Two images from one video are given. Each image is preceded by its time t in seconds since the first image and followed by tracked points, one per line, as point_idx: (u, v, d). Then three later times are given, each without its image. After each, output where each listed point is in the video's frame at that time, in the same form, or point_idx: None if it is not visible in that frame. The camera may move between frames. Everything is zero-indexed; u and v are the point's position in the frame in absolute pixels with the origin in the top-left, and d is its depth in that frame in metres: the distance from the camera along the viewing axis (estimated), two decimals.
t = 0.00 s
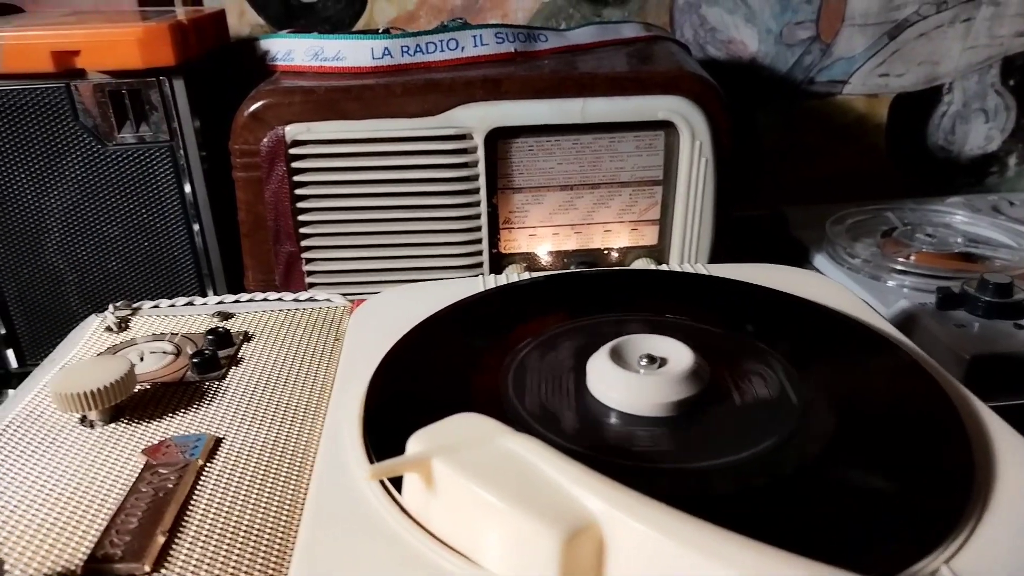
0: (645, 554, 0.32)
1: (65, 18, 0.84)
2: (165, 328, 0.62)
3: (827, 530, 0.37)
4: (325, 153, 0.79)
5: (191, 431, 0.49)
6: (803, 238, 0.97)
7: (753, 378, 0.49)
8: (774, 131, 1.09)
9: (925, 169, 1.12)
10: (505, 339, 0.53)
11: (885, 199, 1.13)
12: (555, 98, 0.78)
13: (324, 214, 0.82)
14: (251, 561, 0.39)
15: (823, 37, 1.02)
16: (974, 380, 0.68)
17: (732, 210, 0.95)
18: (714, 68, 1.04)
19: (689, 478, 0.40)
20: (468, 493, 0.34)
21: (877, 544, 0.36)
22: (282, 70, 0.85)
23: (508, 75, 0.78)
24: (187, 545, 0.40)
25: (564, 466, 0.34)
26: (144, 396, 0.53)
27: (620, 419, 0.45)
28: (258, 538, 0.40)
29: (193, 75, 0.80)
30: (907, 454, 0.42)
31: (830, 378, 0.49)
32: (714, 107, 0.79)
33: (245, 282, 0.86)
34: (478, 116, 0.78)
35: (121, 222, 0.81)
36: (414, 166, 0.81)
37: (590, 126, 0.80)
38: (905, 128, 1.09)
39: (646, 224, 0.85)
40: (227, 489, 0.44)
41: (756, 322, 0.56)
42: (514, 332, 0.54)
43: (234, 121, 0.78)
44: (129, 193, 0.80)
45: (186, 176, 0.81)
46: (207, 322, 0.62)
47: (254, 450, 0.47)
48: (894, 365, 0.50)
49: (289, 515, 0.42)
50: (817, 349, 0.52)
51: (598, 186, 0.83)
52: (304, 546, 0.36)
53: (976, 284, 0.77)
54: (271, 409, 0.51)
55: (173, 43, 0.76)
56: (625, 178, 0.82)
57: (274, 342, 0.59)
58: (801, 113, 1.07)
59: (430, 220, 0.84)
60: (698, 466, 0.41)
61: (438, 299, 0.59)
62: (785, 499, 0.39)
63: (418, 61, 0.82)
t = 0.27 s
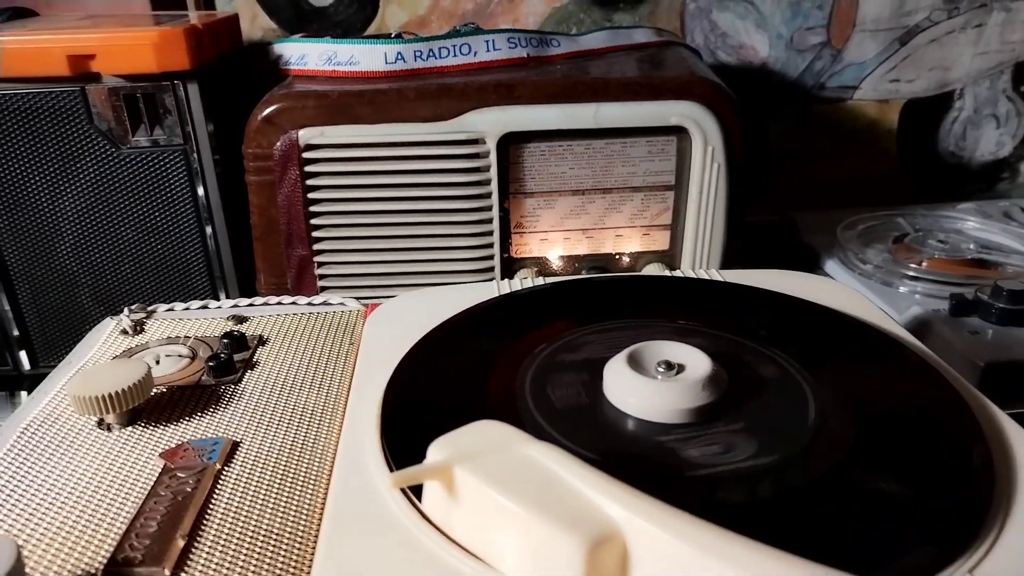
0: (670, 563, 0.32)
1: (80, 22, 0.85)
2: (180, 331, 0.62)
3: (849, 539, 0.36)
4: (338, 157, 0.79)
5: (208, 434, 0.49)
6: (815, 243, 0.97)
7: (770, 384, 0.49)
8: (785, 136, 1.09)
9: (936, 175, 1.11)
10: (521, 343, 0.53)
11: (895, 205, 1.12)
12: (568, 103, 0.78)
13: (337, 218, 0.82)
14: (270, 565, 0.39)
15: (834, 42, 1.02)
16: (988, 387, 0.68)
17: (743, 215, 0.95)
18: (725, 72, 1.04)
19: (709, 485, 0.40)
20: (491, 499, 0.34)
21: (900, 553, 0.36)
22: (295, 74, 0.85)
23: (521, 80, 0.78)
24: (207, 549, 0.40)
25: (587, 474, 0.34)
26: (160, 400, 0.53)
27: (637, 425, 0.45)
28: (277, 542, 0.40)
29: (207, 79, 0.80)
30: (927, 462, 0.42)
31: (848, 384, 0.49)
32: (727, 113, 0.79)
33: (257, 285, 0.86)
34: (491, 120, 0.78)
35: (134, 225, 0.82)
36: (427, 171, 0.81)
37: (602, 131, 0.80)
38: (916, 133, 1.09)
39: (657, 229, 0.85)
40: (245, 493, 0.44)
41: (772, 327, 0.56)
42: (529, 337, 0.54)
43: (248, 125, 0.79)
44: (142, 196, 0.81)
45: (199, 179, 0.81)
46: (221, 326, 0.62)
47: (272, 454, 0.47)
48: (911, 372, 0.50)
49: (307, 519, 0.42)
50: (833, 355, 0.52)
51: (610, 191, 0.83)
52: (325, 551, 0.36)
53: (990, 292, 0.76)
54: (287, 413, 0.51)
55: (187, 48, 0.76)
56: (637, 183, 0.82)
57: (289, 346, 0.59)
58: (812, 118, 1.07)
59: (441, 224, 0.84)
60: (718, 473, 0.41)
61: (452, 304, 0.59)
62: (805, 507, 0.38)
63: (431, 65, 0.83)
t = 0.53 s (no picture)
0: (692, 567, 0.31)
1: (91, 22, 0.85)
2: (193, 331, 0.62)
3: (869, 543, 0.36)
4: (348, 158, 0.79)
5: (223, 435, 0.49)
6: (824, 245, 0.97)
7: (785, 387, 0.48)
8: (794, 137, 1.08)
9: (945, 177, 1.11)
10: (534, 345, 0.53)
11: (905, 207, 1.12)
12: (579, 104, 0.78)
13: (346, 219, 0.82)
14: (287, 566, 0.39)
15: (844, 44, 1.02)
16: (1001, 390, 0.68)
17: (753, 217, 0.95)
18: (734, 74, 1.04)
19: (726, 488, 0.39)
20: (511, 502, 0.33)
21: (920, 557, 0.35)
22: (305, 75, 0.85)
23: (532, 81, 0.78)
24: (223, 551, 0.40)
25: (608, 477, 0.34)
26: (174, 400, 0.53)
27: (653, 427, 0.44)
28: (293, 544, 0.40)
29: (218, 80, 0.80)
30: (946, 466, 0.42)
31: (863, 387, 0.49)
32: (738, 114, 0.79)
33: (266, 286, 0.86)
34: (501, 121, 0.78)
35: (145, 225, 0.82)
36: (436, 172, 0.81)
37: (613, 132, 0.79)
38: (926, 135, 1.09)
39: (667, 231, 0.85)
40: (260, 494, 0.44)
41: (786, 329, 0.56)
42: (542, 339, 0.54)
43: (258, 125, 0.79)
44: (153, 196, 0.81)
45: (210, 179, 0.81)
46: (233, 326, 0.62)
47: (286, 455, 0.47)
48: (928, 375, 0.49)
49: (323, 521, 0.42)
50: (848, 358, 0.52)
51: (620, 192, 0.83)
52: (343, 553, 0.36)
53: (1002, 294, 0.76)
54: (301, 414, 0.51)
55: (199, 49, 0.76)
56: (648, 185, 0.82)
57: (301, 347, 0.59)
58: (821, 120, 1.07)
59: (451, 226, 0.84)
60: (735, 476, 0.40)
61: (465, 306, 0.59)
62: (824, 511, 0.38)
63: (441, 66, 0.83)
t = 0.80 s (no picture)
0: (703, 563, 0.32)
1: (101, 27, 0.86)
2: (204, 332, 0.63)
3: (878, 541, 0.37)
4: (356, 161, 0.79)
5: (235, 435, 0.49)
6: (829, 248, 0.97)
7: (792, 388, 0.49)
8: (798, 141, 1.09)
9: (949, 181, 1.11)
10: (543, 346, 0.53)
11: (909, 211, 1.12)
12: (584, 108, 0.78)
13: (354, 222, 0.83)
14: (299, 564, 0.39)
15: (848, 48, 1.03)
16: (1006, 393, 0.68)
17: (758, 220, 0.95)
18: (738, 78, 1.05)
19: (735, 487, 0.40)
20: (524, 499, 0.34)
21: (927, 555, 0.36)
22: (313, 79, 0.86)
23: (538, 86, 0.79)
24: (237, 549, 0.40)
25: (619, 475, 0.34)
26: (185, 401, 0.53)
27: (661, 427, 0.45)
28: (306, 542, 0.41)
29: (227, 84, 0.81)
30: (954, 466, 0.42)
31: (870, 388, 0.49)
32: (743, 118, 0.79)
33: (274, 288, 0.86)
34: (508, 125, 0.78)
35: (154, 228, 0.83)
36: (443, 175, 0.81)
37: (618, 136, 0.80)
38: (930, 139, 1.09)
39: (673, 234, 0.86)
40: (272, 493, 0.44)
41: (793, 331, 0.56)
42: (551, 340, 0.54)
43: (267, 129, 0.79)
44: (162, 200, 0.81)
45: (218, 183, 0.81)
46: (244, 328, 0.63)
47: (298, 455, 0.48)
48: (934, 376, 0.50)
49: (335, 519, 0.42)
50: (855, 359, 0.52)
51: (625, 196, 0.83)
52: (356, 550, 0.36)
53: (1007, 297, 0.77)
54: (312, 415, 0.52)
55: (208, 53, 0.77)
56: (653, 188, 0.83)
57: (310, 348, 0.60)
58: (825, 123, 1.08)
59: (458, 229, 0.84)
60: (743, 475, 0.41)
61: (473, 308, 0.60)
62: (832, 509, 0.39)
63: (448, 71, 0.83)
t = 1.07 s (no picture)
0: (713, 550, 0.32)
1: (109, 27, 0.87)
2: (213, 328, 0.63)
3: (884, 532, 0.37)
4: (362, 160, 0.80)
5: (246, 428, 0.50)
6: (833, 248, 0.98)
7: (798, 382, 0.49)
8: (802, 141, 1.09)
9: (952, 181, 1.12)
10: (550, 342, 0.54)
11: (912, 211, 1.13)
12: (590, 107, 0.79)
13: (360, 220, 0.83)
14: (311, 555, 0.40)
15: (851, 49, 1.03)
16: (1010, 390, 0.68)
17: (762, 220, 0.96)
18: (742, 78, 1.05)
19: (742, 479, 0.40)
20: (535, 488, 0.34)
21: (933, 545, 0.36)
22: (320, 79, 0.87)
23: (544, 85, 0.79)
24: (249, 539, 0.41)
25: (629, 464, 0.35)
26: (196, 395, 0.54)
27: (668, 421, 0.45)
28: (317, 533, 0.41)
29: (235, 83, 0.82)
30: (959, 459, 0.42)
31: (876, 383, 0.49)
32: (747, 117, 0.80)
33: (281, 286, 0.87)
34: (514, 124, 0.79)
35: (161, 226, 0.83)
36: (449, 174, 0.82)
37: (623, 135, 0.80)
38: (933, 140, 1.09)
39: (677, 233, 0.86)
40: (283, 485, 0.45)
41: (798, 327, 0.56)
42: (558, 336, 0.55)
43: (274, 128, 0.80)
44: (170, 198, 0.82)
45: (226, 181, 0.82)
46: (253, 324, 0.63)
47: (308, 448, 0.48)
48: (939, 371, 0.50)
49: (346, 510, 0.43)
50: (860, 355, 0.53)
51: (630, 195, 0.84)
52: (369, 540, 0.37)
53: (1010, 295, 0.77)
54: (321, 409, 0.52)
55: (215, 53, 0.77)
56: (658, 187, 0.83)
57: (319, 344, 0.60)
58: (829, 123, 1.08)
59: (463, 227, 0.85)
60: (750, 468, 0.41)
61: (480, 305, 0.60)
62: (838, 500, 0.39)
63: (454, 70, 0.84)
